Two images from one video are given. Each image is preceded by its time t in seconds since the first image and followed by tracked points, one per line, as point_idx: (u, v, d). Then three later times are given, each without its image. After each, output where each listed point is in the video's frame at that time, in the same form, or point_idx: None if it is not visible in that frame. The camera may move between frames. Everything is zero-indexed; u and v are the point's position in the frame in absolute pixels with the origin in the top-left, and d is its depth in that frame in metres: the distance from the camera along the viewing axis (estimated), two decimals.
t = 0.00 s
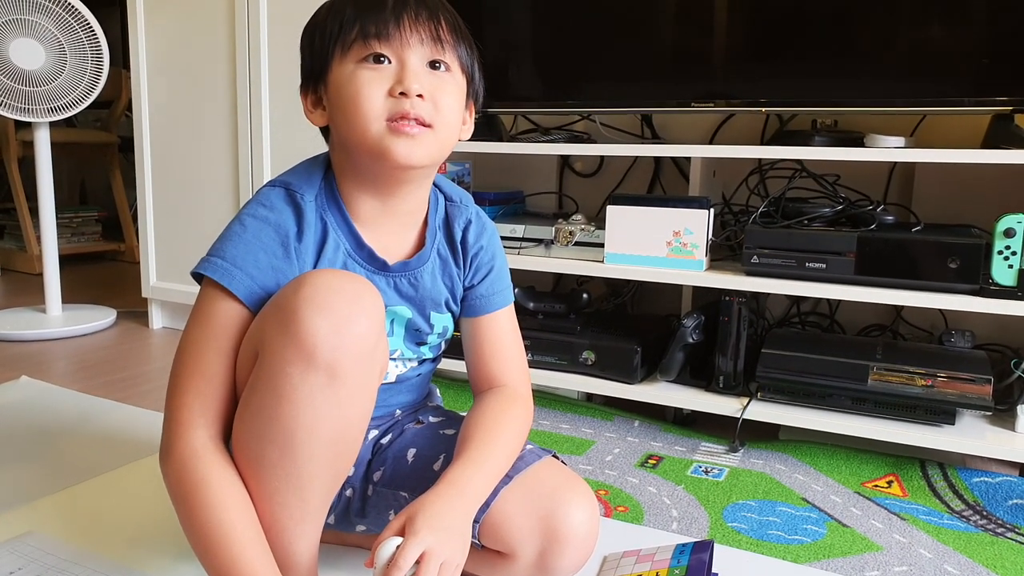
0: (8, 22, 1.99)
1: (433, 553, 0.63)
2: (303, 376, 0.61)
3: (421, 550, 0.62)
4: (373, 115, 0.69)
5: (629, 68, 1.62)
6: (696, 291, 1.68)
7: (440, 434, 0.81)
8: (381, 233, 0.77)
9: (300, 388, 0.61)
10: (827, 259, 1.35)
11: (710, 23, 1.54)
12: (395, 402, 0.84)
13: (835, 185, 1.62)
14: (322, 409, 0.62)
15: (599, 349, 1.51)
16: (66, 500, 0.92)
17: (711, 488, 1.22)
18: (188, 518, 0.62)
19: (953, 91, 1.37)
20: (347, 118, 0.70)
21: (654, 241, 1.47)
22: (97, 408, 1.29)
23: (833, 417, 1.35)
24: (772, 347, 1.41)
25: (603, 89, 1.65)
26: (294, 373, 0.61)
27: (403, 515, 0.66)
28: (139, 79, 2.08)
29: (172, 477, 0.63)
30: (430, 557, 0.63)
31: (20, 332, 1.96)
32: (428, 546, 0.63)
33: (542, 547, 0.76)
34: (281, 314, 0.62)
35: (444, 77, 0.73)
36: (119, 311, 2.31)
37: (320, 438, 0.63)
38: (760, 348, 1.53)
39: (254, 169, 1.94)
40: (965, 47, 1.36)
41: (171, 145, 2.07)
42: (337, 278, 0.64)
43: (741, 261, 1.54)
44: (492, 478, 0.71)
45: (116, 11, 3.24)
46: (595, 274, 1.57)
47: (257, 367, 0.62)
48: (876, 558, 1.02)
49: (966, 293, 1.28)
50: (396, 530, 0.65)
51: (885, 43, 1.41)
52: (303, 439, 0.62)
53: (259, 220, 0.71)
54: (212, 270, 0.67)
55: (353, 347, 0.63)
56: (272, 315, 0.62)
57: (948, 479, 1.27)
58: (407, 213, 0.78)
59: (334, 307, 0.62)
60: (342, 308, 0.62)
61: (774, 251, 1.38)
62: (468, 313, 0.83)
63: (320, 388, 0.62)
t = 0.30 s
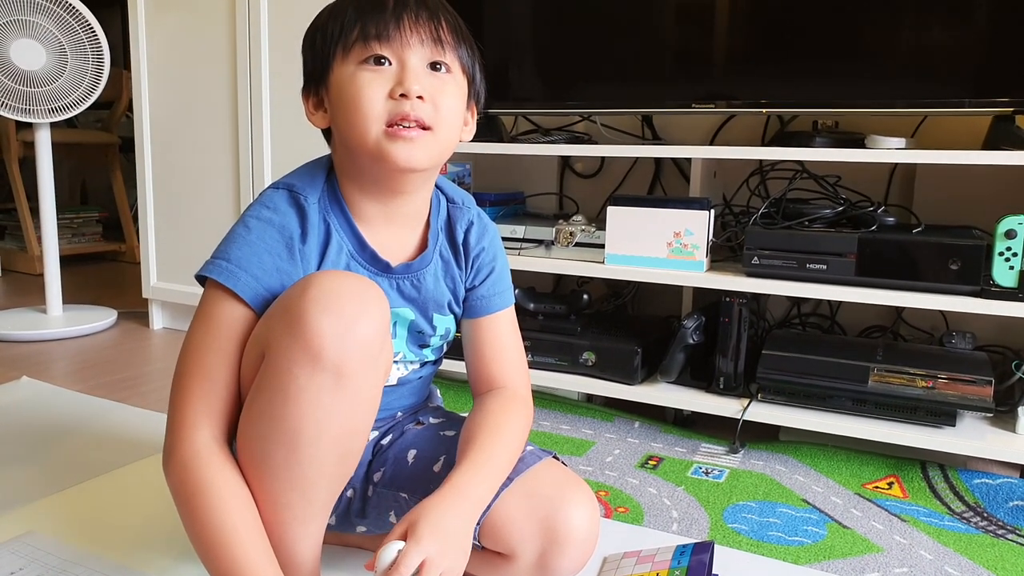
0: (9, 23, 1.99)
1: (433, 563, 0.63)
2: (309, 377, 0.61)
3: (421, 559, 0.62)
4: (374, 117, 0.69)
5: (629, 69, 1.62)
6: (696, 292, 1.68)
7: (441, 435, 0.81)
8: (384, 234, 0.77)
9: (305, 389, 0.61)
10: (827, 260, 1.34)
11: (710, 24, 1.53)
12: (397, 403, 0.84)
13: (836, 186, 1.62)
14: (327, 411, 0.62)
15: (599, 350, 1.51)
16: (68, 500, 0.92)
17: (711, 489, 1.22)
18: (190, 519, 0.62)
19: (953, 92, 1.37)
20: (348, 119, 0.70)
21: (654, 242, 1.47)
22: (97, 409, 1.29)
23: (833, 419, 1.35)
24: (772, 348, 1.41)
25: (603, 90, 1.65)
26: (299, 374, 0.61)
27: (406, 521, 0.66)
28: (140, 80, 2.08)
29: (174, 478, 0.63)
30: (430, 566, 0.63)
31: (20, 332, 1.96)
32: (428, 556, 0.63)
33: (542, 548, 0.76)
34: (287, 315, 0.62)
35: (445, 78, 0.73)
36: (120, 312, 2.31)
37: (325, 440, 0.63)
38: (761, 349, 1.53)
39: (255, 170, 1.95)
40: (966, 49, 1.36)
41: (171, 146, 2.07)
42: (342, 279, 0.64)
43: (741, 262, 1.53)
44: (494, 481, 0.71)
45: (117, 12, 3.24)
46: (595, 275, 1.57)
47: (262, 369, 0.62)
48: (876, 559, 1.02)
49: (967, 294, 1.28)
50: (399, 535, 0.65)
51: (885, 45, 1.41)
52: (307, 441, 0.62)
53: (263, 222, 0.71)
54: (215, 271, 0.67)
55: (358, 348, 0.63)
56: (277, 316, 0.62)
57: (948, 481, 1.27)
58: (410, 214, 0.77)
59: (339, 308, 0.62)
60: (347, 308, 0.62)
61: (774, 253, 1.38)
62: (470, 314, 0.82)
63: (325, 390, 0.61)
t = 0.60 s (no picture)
0: (10, 24, 1.98)
1: (433, 568, 0.63)
2: (312, 379, 0.61)
3: (421, 564, 0.62)
4: (374, 121, 0.69)
5: (629, 72, 1.62)
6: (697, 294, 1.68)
7: (442, 437, 0.81)
8: (385, 237, 0.77)
9: (308, 391, 0.61)
10: (828, 262, 1.34)
11: (711, 27, 1.54)
12: (397, 405, 0.84)
13: (836, 188, 1.62)
14: (329, 413, 0.62)
15: (600, 352, 1.51)
16: (68, 501, 0.92)
17: (712, 491, 1.22)
18: (191, 522, 0.62)
19: (954, 95, 1.37)
20: (347, 123, 0.70)
21: (654, 245, 1.47)
22: (98, 410, 1.29)
23: (834, 421, 1.35)
24: (773, 350, 1.41)
25: (604, 92, 1.65)
26: (302, 375, 0.61)
27: (407, 523, 0.66)
28: (141, 81, 2.08)
29: (175, 480, 0.63)
30: (431, 571, 0.63)
31: (21, 334, 1.96)
32: (428, 561, 0.63)
33: (543, 550, 0.76)
34: (289, 317, 0.62)
35: (445, 82, 0.73)
36: (120, 313, 2.31)
37: (327, 442, 0.63)
38: (761, 351, 1.53)
39: (256, 172, 1.95)
40: (966, 51, 1.36)
41: (172, 147, 2.07)
42: (345, 281, 0.64)
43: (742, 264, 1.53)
44: (495, 483, 0.71)
45: (117, 13, 3.24)
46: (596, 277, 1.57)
47: (264, 371, 0.62)
48: (878, 562, 1.02)
49: (967, 297, 1.28)
50: (400, 537, 0.65)
51: (885, 47, 1.41)
52: (309, 443, 0.62)
53: (264, 224, 0.71)
54: (217, 274, 0.67)
55: (361, 350, 0.63)
56: (279, 318, 0.62)
57: (950, 483, 1.27)
58: (411, 217, 0.77)
59: (342, 309, 0.62)
60: (349, 310, 0.62)
61: (774, 255, 1.38)
62: (471, 316, 0.82)
63: (328, 391, 0.61)
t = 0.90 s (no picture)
0: (11, 25, 1.98)
1: (431, 570, 0.63)
2: (315, 379, 0.61)
3: (419, 566, 0.62)
4: (375, 121, 0.69)
5: (631, 73, 1.62)
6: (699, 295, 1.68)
7: (443, 437, 0.81)
8: (387, 238, 0.77)
9: (312, 391, 0.61)
10: (830, 263, 1.34)
11: (712, 28, 1.54)
12: (398, 406, 0.84)
13: (838, 189, 1.62)
14: (332, 413, 0.62)
15: (601, 353, 1.51)
16: (69, 502, 0.92)
17: (713, 492, 1.22)
18: (193, 523, 0.62)
19: (955, 96, 1.37)
20: (349, 124, 0.70)
21: (655, 245, 1.47)
22: (99, 410, 1.29)
23: (836, 422, 1.35)
24: (775, 351, 1.41)
25: (605, 93, 1.65)
26: (305, 375, 0.60)
27: (407, 521, 0.65)
28: (143, 82, 2.08)
29: (177, 482, 0.63)
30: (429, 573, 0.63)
31: (22, 334, 1.96)
32: (426, 563, 0.63)
33: (543, 550, 0.75)
34: (292, 317, 0.61)
35: (447, 83, 0.73)
36: (122, 313, 2.31)
37: (329, 443, 0.62)
38: (763, 352, 1.53)
39: (257, 172, 1.95)
40: (968, 52, 1.36)
41: (173, 148, 2.07)
42: (348, 282, 0.64)
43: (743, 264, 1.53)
44: (496, 483, 0.71)
45: (119, 15, 3.25)
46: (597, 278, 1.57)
47: (267, 372, 0.62)
48: (879, 563, 1.01)
49: (970, 298, 1.27)
50: (400, 534, 0.64)
51: (887, 48, 1.41)
52: (311, 444, 0.62)
53: (265, 225, 0.71)
54: (219, 275, 0.67)
55: (364, 351, 0.62)
56: (282, 319, 0.62)
57: (952, 485, 1.26)
58: (412, 217, 0.77)
59: (346, 309, 0.62)
60: (352, 310, 0.62)
61: (776, 256, 1.38)
62: (471, 317, 0.82)
63: (331, 391, 0.61)
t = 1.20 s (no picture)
0: (6, 24, 1.98)
1: None
2: (312, 378, 0.60)
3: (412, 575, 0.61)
4: (369, 119, 0.68)
5: (631, 70, 1.61)
6: (700, 294, 1.67)
7: (441, 437, 0.80)
8: (384, 237, 0.77)
9: (310, 391, 0.60)
10: (832, 260, 1.33)
11: (712, 26, 1.53)
12: (397, 405, 0.83)
13: (838, 186, 1.61)
14: (330, 413, 0.61)
15: (601, 351, 1.50)
16: (70, 503, 0.91)
17: (714, 492, 1.21)
18: (188, 525, 0.61)
19: (957, 92, 1.36)
20: (344, 122, 0.69)
21: (656, 243, 1.46)
22: (97, 412, 1.28)
23: (837, 421, 1.34)
24: (776, 349, 1.40)
25: (604, 91, 1.64)
26: (302, 375, 0.60)
27: (404, 519, 0.65)
28: (140, 82, 2.08)
29: (172, 483, 0.62)
30: None
31: (20, 336, 1.95)
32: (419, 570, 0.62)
33: (543, 552, 0.75)
34: (288, 317, 0.61)
35: (442, 79, 0.73)
36: (120, 315, 2.30)
37: (327, 444, 0.62)
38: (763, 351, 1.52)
39: (255, 172, 1.94)
40: (970, 48, 1.35)
41: (171, 148, 2.06)
42: (345, 280, 0.63)
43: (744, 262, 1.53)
44: (495, 486, 0.71)
45: (117, 15, 3.24)
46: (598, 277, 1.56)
47: (263, 372, 0.61)
48: (881, 562, 1.01)
49: (972, 295, 1.27)
50: (395, 531, 0.64)
51: (888, 45, 1.41)
52: (307, 445, 0.61)
53: (259, 224, 0.71)
54: (213, 274, 0.66)
55: (361, 350, 0.62)
56: (278, 319, 0.61)
57: (954, 483, 1.26)
58: (409, 215, 0.77)
59: (343, 308, 0.61)
60: (349, 309, 0.61)
61: (777, 253, 1.37)
62: (469, 316, 0.81)
63: (328, 391, 0.61)
